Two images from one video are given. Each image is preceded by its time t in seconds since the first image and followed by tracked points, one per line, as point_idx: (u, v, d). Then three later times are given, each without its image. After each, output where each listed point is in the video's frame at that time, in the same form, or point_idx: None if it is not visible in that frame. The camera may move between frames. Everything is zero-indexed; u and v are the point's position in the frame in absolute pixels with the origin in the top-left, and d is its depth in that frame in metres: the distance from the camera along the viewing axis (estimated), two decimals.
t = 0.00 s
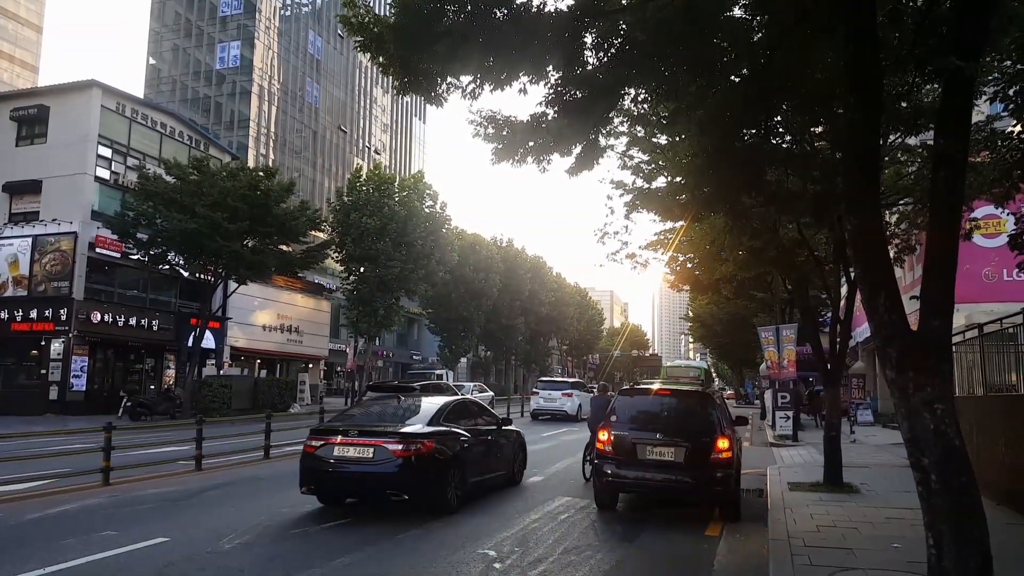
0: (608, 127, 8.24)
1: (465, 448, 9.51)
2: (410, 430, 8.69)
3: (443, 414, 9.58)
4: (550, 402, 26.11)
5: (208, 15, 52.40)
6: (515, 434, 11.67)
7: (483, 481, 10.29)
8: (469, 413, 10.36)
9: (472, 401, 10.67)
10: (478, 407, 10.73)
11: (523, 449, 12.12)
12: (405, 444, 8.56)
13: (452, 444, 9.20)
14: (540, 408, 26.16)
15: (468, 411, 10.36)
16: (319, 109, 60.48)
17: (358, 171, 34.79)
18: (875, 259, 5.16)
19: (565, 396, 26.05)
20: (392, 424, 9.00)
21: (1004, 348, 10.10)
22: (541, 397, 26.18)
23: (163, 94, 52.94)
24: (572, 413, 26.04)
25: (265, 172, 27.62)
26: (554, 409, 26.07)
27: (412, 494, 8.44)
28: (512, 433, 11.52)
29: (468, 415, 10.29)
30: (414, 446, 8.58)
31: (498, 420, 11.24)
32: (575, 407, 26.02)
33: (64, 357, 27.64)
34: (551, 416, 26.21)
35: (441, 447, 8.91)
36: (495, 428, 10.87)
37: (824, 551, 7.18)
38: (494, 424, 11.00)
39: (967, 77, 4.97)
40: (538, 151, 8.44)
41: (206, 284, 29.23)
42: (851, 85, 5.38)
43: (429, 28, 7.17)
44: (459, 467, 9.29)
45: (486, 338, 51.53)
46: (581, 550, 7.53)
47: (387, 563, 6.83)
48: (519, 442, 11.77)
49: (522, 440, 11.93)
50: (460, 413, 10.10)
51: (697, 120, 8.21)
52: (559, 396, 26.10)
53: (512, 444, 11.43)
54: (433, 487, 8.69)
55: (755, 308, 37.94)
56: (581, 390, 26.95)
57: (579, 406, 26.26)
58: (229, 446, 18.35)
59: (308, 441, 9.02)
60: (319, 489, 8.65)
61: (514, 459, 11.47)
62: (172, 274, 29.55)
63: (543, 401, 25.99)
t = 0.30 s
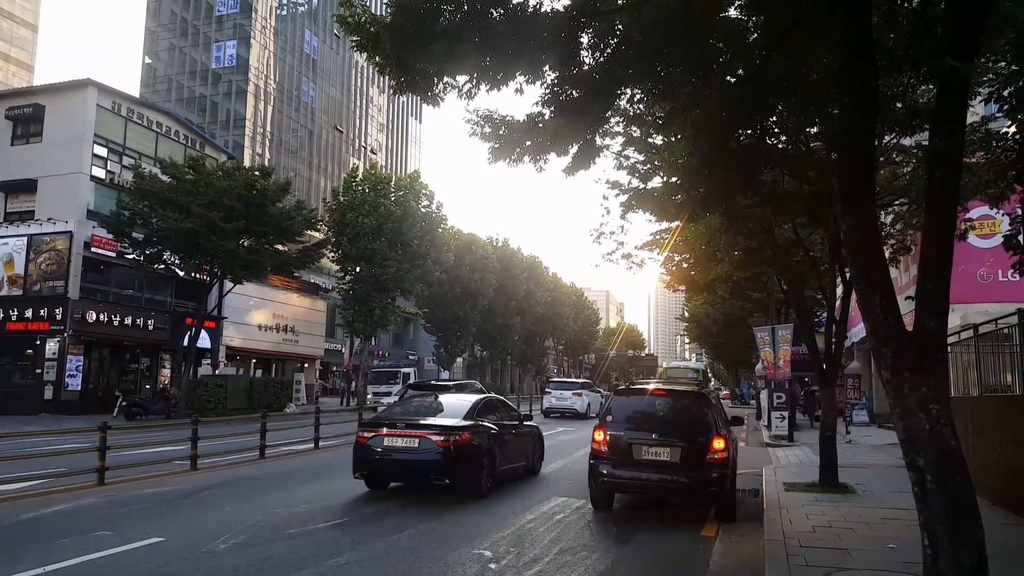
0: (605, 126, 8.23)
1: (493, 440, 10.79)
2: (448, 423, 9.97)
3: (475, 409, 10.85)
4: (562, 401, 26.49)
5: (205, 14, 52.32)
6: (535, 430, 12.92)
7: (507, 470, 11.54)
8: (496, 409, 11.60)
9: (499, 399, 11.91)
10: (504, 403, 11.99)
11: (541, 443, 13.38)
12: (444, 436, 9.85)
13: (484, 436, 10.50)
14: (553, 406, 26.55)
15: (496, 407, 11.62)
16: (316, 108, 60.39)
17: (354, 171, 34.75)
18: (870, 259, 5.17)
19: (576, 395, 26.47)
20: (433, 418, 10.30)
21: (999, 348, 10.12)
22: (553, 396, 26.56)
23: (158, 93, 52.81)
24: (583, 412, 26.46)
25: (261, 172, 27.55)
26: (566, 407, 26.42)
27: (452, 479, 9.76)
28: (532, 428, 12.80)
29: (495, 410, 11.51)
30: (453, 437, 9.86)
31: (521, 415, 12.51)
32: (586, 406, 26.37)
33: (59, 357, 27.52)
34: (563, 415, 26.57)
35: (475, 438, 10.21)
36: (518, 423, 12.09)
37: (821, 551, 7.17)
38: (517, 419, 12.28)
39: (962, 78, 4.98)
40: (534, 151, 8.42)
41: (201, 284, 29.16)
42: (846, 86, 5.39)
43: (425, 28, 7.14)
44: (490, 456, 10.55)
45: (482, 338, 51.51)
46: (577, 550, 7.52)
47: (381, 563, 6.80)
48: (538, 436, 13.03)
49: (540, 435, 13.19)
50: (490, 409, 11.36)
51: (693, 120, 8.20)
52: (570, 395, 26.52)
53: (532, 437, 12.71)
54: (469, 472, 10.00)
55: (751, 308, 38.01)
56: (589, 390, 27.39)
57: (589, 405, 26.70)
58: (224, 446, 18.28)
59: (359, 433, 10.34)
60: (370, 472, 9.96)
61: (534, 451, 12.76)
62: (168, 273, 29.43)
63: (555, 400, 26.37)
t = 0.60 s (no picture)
0: (603, 127, 8.22)
1: (519, 435, 12.28)
2: (481, 420, 11.50)
3: (502, 407, 12.37)
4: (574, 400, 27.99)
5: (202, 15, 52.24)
6: (554, 428, 14.37)
7: (529, 462, 12.98)
8: (519, 408, 13.09)
9: (523, 399, 13.42)
10: (527, 403, 13.48)
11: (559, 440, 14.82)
12: (478, 431, 11.38)
13: (511, 431, 11.99)
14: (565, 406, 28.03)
15: (520, 407, 13.12)
16: (313, 109, 60.35)
17: (351, 172, 34.72)
18: (869, 260, 5.15)
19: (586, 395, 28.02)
20: (465, 414, 11.84)
21: (997, 349, 10.10)
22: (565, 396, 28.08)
23: (156, 94, 52.77)
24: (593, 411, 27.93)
25: (259, 172, 27.51)
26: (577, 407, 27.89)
27: (485, 468, 11.28)
28: (552, 426, 14.23)
29: (519, 409, 13.00)
30: (485, 430, 11.39)
31: (542, 414, 13.98)
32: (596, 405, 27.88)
33: (57, 358, 27.46)
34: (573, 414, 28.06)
35: (504, 433, 11.72)
36: (539, 420, 13.52)
37: (819, 552, 7.16)
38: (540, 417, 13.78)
39: (960, 79, 4.98)
40: (533, 151, 8.39)
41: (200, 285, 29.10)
42: (844, 88, 5.38)
43: (422, 28, 7.10)
44: (515, 449, 12.04)
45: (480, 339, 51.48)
46: (575, 551, 7.50)
47: (379, 564, 6.77)
48: (557, 434, 14.49)
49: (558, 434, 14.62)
50: (515, 407, 12.87)
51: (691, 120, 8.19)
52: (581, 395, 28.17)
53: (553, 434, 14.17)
54: (499, 463, 11.51)
55: (749, 309, 38.06)
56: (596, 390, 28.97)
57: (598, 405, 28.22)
58: (223, 447, 18.27)
59: (402, 428, 11.91)
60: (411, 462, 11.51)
61: (554, 447, 14.21)
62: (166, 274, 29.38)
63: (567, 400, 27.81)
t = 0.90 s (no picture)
0: (604, 128, 8.23)
1: (542, 431, 13.52)
2: (510, 417, 12.72)
3: (527, 406, 13.61)
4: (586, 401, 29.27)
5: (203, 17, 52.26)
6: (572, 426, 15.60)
7: (550, 456, 14.19)
8: (541, 407, 14.32)
9: (544, 400, 14.65)
10: (548, 403, 14.72)
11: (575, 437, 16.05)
12: (507, 427, 12.60)
13: (536, 428, 13.23)
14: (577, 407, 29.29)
15: (542, 405, 14.36)
16: (314, 111, 60.41)
17: (352, 174, 34.75)
18: (869, 261, 5.15)
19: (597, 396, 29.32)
20: (496, 412, 13.07)
21: (998, 349, 10.08)
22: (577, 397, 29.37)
23: (157, 97, 52.79)
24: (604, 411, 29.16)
25: (259, 174, 27.48)
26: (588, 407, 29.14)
27: (514, 461, 12.51)
28: (569, 424, 15.44)
29: (541, 408, 14.23)
30: (514, 427, 12.63)
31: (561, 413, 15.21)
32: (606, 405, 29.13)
33: (58, 359, 27.48)
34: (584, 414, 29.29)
35: (529, 429, 12.94)
36: (559, 418, 14.74)
37: (820, 553, 7.15)
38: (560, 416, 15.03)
39: (959, 80, 4.98)
40: (533, 153, 8.39)
41: (200, 286, 29.11)
42: (844, 89, 5.38)
43: (423, 30, 7.09)
44: (540, 445, 13.27)
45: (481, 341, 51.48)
46: (575, 552, 7.50)
47: (378, 566, 6.76)
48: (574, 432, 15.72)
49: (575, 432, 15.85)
50: (539, 406, 14.13)
51: (691, 122, 8.19)
52: (593, 396, 29.44)
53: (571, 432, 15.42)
54: (526, 457, 12.74)
55: (749, 310, 38.09)
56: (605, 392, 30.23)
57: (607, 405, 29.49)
58: (224, 449, 18.26)
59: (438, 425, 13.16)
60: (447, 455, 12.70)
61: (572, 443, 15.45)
62: (167, 276, 29.37)
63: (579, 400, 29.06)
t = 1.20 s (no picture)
0: (605, 127, 8.22)
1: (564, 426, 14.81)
2: (536, 413, 14.00)
3: (550, 402, 14.84)
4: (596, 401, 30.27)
5: (204, 16, 52.26)
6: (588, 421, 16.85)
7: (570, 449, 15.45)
8: (562, 404, 15.54)
9: (564, 397, 15.90)
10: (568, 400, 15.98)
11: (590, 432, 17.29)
12: (534, 422, 13.90)
13: (559, 423, 14.50)
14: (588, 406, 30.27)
15: (563, 403, 15.63)
16: (315, 110, 60.41)
17: (353, 173, 34.77)
18: (870, 261, 5.15)
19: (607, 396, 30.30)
20: (522, 408, 14.32)
21: (999, 349, 10.08)
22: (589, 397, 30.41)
23: (158, 96, 52.81)
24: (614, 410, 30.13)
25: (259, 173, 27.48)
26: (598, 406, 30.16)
27: (539, 452, 13.80)
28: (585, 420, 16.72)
29: (561, 405, 15.45)
30: (539, 422, 13.92)
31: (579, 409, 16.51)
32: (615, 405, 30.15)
33: (59, 359, 27.50)
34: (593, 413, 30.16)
35: (553, 424, 14.24)
36: (578, 414, 16.02)
37: (821, 552, 7.15)
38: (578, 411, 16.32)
39: (961, 79, 4.98)
40: (534, 152, 8.40)
41: (201, 285, 29.11)
42: (845, 88, 5.38)
43: (424, 29, 7.09)
44: (562, 437, 14.58)
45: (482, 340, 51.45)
46: (576, 551, 7.51)
47: (380, 564, 6.77)
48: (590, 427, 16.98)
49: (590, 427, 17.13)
50: (560, 404, 15.37)
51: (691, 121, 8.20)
52: (602, 395, 30.42)
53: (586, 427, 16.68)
54: (550, 449, 14.03)
55: (750, 310, 38.10)
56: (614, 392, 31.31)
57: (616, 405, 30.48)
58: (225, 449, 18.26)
59: (469, 418, 14.48)
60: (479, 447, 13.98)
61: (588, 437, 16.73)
62: (168, 275, 29.38)
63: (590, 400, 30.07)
